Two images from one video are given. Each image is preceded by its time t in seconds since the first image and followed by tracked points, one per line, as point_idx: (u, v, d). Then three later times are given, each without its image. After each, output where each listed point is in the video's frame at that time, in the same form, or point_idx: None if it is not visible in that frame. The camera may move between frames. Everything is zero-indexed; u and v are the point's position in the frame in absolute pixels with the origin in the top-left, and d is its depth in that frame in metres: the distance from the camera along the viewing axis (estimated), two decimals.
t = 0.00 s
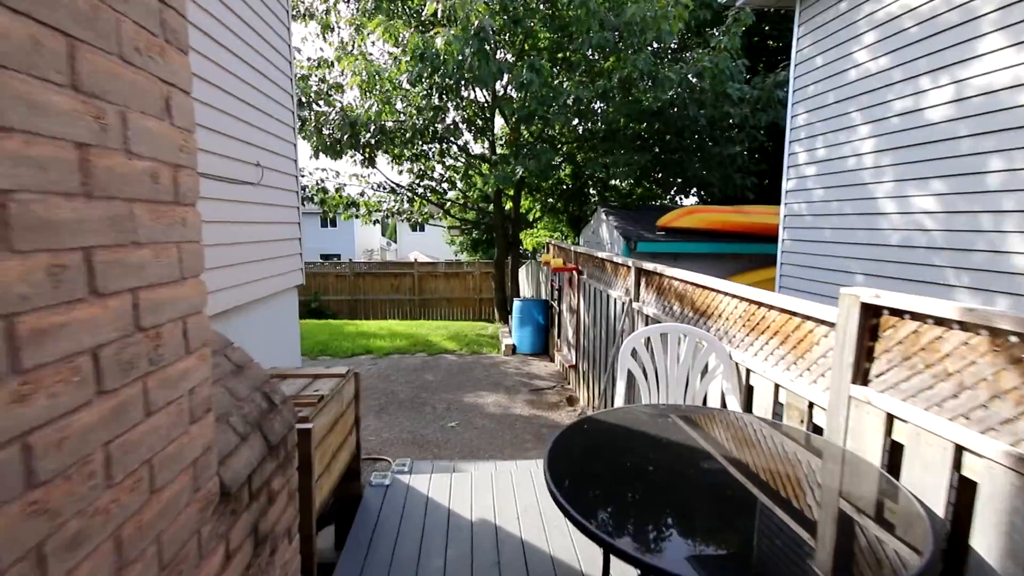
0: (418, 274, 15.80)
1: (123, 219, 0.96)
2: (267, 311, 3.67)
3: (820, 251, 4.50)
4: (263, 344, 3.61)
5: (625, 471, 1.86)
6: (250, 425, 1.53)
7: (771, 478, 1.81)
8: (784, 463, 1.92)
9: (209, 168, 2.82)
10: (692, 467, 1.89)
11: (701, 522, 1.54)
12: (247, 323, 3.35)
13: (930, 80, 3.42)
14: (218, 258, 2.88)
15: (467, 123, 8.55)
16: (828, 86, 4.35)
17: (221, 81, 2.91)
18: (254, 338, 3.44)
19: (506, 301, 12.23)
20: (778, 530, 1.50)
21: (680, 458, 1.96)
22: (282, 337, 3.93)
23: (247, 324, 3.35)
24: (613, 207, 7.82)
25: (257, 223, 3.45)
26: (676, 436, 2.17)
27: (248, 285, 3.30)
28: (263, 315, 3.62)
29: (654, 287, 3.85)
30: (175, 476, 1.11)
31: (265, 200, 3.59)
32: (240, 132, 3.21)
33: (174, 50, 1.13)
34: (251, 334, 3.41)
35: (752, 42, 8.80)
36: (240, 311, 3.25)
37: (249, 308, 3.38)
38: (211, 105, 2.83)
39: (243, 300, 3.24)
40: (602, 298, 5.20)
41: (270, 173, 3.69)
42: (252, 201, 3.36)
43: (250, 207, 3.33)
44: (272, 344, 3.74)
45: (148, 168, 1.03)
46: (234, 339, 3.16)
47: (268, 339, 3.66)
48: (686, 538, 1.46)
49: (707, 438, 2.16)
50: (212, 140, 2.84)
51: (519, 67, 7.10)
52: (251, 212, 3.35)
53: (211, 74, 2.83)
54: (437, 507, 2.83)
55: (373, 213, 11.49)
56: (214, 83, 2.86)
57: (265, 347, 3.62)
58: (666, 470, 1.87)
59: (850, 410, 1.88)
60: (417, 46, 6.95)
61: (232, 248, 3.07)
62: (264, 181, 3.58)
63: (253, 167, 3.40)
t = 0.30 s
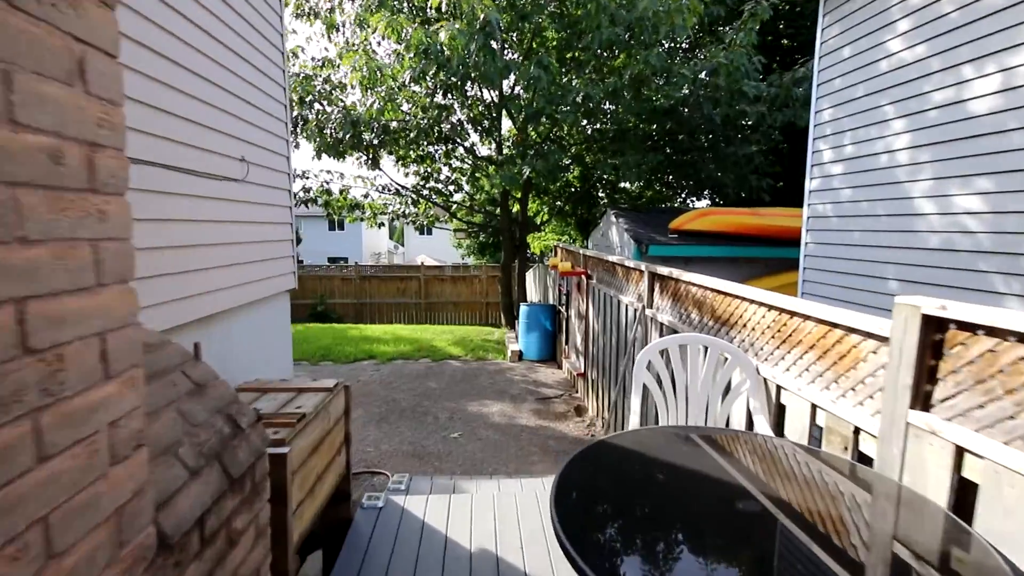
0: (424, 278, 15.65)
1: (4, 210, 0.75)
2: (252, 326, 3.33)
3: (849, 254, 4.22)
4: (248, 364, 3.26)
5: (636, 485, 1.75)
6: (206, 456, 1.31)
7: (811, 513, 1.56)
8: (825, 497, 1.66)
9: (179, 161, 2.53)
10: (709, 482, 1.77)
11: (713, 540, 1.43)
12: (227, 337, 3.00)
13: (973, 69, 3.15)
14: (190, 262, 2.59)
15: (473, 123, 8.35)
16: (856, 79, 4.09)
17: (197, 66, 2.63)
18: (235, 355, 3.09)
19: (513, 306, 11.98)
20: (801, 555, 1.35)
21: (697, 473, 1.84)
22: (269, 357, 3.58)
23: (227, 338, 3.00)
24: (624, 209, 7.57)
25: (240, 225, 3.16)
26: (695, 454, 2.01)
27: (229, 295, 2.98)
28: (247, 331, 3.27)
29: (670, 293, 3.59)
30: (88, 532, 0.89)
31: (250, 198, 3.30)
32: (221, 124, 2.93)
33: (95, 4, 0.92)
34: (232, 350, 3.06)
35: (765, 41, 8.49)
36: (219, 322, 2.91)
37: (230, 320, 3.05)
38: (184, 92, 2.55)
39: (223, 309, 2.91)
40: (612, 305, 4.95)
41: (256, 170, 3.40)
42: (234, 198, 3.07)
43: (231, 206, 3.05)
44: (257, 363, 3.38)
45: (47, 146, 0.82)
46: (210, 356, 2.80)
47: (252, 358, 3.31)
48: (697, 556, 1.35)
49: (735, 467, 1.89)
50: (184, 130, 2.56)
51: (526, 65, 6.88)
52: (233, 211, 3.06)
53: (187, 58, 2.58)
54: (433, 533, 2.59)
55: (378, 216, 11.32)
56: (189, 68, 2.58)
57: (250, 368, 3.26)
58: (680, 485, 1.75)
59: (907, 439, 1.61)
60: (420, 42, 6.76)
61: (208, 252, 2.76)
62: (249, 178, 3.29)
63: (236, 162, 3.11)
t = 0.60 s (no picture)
0: (431, 280, 15.51)
1: None
2: (237, 333, 3.10)
3: (881, 254, 3.96)
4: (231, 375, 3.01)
5: (649, 494, 1.63)
6: (153, 478, 1.11)
7: (864, 546, 1.33)
8: (879, 526, 1.43)
9: (153, 146, 2.31)
10: (728, 491, 1.65)
11: (734, 553, 1.31)
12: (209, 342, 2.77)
13: (1021, 50, 2.89)
14: (165, 257, 2.37)
15: (480, 122, 8.17)
16: (887, 67, 3.84)
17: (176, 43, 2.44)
18: (218, 363, 2.85)
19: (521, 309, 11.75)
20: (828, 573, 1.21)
21: (715, 482, 1.71)
22: (256, 369, 3.33)
23: (208, 343, 2.77)
24: (635, 209, 7.33)
25: (226, 219, 2.95)
26: (715, 463, 1.86)
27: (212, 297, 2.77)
28: (230, 339, 3.03)
29: (687, 294, 3.36)
30: None
31: (236, 190, 3.08)
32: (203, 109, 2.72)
33: None
34: (215, 358, 2.82)
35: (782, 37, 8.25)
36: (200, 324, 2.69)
37: (213, 324, 2.83)
38: (158, 71, 2.34)
39: (203, 310, 2.69)
40: (625, 308, 4.72)
41: (244, 160, 3.18)
42: (218, 190, 2.86)
43: (215, 197, 2.83)
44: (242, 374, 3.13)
45: None
46: (187, 363, 2.56)
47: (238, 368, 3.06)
48: (711, 570, 1.23)
49: (768, 489, 1.66)
50: (158, 113, 2.34)
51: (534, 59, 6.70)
52: (216, 204, 2.84)
53: (168, 38, 2.41)
54: (432, 553, 2.37)
55: (384, 217, 11.17)
56: (168, 45, 2.39)
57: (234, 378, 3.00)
58: (697, 494, 1.62)
59: (980, 462, 1.37)
60: (424, 34, 6.59)
61: (189, 247, 2.56)
62: (236, 169, 3.08)
63: (221, 151, 2.89)
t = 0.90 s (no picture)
0: (438, 282, 15.37)
1: None
2: (223, 330, 2.91)
3: (914, 247, 3.76)
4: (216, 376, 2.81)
5: (649, 492, 1.49)
6: (89, 487, 0.94)
7: None
8: (947, 550, 1.22)
9: (127, 120, 2.15)
10: (733, 488, 1.53)
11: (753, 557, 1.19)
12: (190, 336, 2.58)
13: None
14: (137, 239, 2.21)
15: (488, 119, 8.02)
16: (919, 48, 3.63)
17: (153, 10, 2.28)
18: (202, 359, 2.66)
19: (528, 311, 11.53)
20: None
21: (718, 479, 1.59)
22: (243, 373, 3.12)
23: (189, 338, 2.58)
24: (646, 206, 7.12)
25: (211, 205, 2.79)
26: (721, 462, 1.73)
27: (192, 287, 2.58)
28: (215, 336, 2.84)
29: (706, 289, 3.14)
30: None
31: (223, 174, 2.91)
32: (186, 85, 2.55)
33: None
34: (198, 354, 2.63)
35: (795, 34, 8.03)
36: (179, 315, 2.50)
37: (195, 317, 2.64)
38: (134, 40, 2.18)
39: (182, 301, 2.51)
40: (637, 306, 4.50)
41: (232, 143, 3.02)
42: (203, 171, 2.70)
43: (199, 180, 2.67)
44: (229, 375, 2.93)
45: None
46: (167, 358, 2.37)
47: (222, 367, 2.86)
48: None
49: (806, 503, 1.45)
50: (133, 84, 2.18)
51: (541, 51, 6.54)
52: (200, 188, 2.68)
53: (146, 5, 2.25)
54: (431, 566, 2.17)
55: (390, 217, 11.04)
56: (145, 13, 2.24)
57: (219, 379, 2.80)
58: (701, 493, 1.50)
59: None
60: (429, 23, 6.44)
61: (166, 231, 2.40)
62: (223, 152, 2.92)
63: (206, 130, 2.73)
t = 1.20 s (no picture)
0: (442, 284, 15.22)
1: None
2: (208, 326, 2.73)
3: (948, 238, 3.55)
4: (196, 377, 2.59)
5: (654, 494, 1.35)
6: None
7: None
8: None
9: (108, 95, 2.01)
10: (756, 494, 1.36)
11: (783, 571, 1.06)
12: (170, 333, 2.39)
13: None
14: (116, 223, 2.05)
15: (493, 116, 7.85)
16: (953, 24, 3.42)
17: None
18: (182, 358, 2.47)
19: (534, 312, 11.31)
20: None
21: (736, 482, 1.43)
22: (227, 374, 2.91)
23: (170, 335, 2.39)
24: (655, 202, 6.91)
25: (202, 190, 2.69)
26: (744, 466, 1.55)
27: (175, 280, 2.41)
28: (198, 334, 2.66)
29: (726, 282, 2.92)
30: None
31: (206, 155, 2.71)
32: (174, 62, 2.42)
33: None
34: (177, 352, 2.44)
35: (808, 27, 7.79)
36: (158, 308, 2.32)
37: (177, 312, 2.47)
38: (117, 10, 2.04)
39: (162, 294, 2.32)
40: (649, 305, 4.29)
41: (217, 123, 2.82)
42: (186, 154, 2.53)
43: (189, 164, 2.56)
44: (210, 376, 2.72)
45: None
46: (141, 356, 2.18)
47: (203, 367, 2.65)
48: None
49: (854, 520, 1.25)
50: (117, 58, 2.05)
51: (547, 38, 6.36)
52: (189, 172, 2.56)
53: None
54: None
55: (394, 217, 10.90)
56: None
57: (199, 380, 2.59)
58: (722, 503, 1.33)
59: None
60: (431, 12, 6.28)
61: (144, 212, 2.22)
62: (215, 135, 2.80)
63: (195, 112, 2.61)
